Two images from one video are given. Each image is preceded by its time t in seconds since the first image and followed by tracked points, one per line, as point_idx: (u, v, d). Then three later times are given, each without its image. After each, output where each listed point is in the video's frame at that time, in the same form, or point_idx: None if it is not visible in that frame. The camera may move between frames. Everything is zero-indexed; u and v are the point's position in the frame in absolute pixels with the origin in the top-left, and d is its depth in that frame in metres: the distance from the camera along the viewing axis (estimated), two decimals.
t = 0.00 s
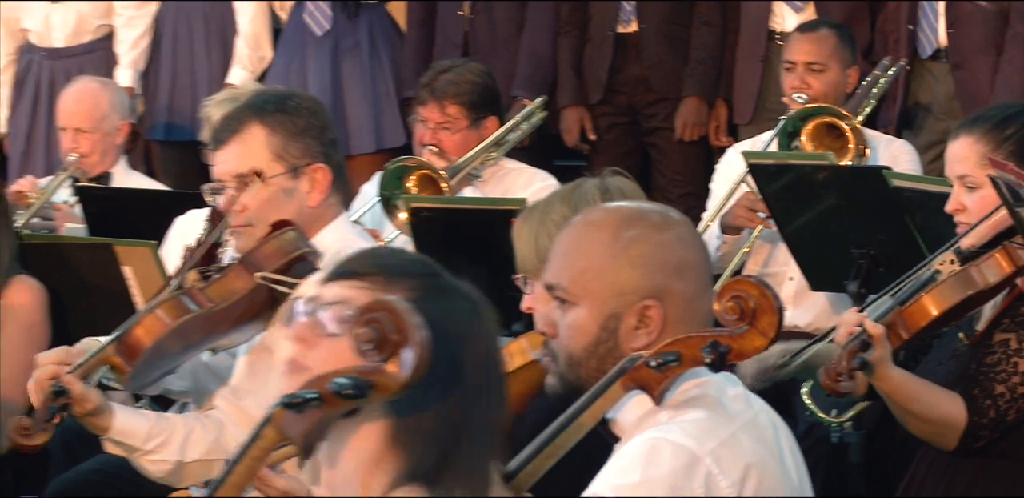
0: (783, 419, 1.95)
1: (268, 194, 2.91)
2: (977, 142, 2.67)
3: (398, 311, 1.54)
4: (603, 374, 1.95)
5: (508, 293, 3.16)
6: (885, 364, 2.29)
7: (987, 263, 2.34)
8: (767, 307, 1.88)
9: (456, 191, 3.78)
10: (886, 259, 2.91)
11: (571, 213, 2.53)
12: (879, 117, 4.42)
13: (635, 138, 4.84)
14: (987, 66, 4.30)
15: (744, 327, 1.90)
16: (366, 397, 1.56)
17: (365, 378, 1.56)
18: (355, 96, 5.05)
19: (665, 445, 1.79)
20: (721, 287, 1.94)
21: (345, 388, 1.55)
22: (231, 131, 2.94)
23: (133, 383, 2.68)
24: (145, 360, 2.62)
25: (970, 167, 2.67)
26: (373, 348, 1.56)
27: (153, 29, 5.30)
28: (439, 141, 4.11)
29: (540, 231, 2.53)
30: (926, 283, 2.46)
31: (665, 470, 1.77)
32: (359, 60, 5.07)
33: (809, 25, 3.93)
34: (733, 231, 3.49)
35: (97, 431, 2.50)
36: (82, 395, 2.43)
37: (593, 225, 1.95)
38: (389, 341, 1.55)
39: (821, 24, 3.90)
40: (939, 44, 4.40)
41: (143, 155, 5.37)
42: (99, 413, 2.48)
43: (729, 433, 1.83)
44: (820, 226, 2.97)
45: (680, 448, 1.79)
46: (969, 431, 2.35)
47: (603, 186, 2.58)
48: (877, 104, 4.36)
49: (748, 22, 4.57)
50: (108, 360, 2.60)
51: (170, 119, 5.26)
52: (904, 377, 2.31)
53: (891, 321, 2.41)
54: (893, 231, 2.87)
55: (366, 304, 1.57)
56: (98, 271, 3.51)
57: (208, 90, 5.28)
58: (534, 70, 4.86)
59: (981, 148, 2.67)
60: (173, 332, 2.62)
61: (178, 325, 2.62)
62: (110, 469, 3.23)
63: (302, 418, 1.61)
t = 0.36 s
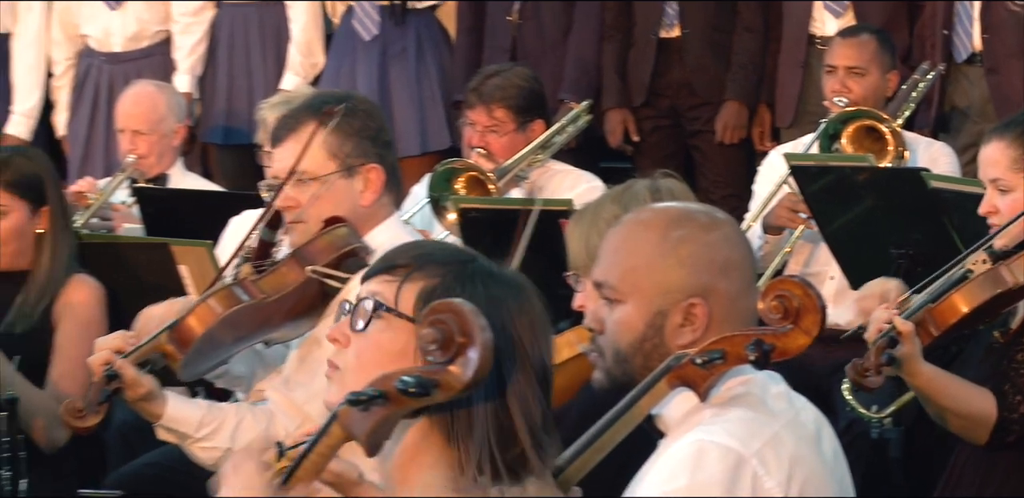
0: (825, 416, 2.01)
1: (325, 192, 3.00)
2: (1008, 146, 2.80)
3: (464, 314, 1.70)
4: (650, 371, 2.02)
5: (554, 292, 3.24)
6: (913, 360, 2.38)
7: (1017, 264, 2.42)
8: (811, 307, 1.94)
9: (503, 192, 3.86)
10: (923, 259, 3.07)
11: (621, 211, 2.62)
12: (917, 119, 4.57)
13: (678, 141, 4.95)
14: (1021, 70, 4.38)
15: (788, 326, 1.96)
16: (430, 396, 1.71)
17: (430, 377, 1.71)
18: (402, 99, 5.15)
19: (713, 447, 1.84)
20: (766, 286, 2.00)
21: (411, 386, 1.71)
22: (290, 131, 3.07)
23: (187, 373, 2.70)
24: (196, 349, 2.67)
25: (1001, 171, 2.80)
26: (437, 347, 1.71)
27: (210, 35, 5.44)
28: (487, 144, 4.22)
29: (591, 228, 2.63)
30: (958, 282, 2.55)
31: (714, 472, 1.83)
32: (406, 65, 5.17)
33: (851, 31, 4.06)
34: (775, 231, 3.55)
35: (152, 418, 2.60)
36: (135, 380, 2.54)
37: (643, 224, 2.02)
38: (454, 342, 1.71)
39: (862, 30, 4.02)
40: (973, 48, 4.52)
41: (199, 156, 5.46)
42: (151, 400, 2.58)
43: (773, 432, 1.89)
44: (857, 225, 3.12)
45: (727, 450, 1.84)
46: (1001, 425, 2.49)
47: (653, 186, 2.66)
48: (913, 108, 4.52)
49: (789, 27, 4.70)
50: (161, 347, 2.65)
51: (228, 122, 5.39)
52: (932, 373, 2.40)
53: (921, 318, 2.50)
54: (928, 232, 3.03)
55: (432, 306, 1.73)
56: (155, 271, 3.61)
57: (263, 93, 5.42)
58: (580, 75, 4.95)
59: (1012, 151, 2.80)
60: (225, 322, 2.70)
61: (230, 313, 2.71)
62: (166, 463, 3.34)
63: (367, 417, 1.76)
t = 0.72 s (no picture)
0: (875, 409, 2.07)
1: (386, 181, 3.08)
2: None
3: (525, 309, 1.76)
4: (696, 361, 2.09)
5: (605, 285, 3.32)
6: (955, 352, 2.56)
7: None
8: (857, 301, 2.10)
9: (554, 187, 3.94)
10: (966, 254, 3.15)
11: (672, 207, 2.71)
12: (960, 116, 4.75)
13: (726, 137, 5.11)
14: None
15: (835, 319, 2.10)
16: (491, 389, 1.77)
17: (491, 372, 1.76)
18: (458, 95, 5.29)
19: (766, 430, 1.92)
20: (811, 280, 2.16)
21: (472, 380, 1.76)
22: (361, 121, 3.17)
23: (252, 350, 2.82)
24: (257, 329, 2.78)
25: None
26: (498, 342, 1.77)
27: (268, 33, 5.60)
28: (538, 140, 4.30)
29: (642, 221, 2.71)
30: (1000, 277, 2.72)
31: (766, 453, 1.90)
32: (461, 64, 5.30)
33: (895, 30, 4.19)
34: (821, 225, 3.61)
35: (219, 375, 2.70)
36: (195, 347, 2.66)
37: (691, 219, 2.09)
38: (516, 337, 1.76)
39: (906, 29, 4.16)
40: (1014, 46, 4.67)
41: (258, 153, 5.57)
42: (218, 359, 2.68)
43: (825, 418, 1.96)
44: (902, 219, 3.20)
45: (780, 433, 1.92)
46: None
47: (704, 182, 2.74)
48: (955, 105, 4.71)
49: (834, 25, 4.87)
50: (221, 325, 2.76)
51: (286, 119, 5.50)
52: (975, 365, 2.58)
53: (963, 313, 2.70)
54: (969, 228, 3.10)
55: (495, 302, 1.78)
56: (215, 263, 3.72)
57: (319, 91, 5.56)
58: (631, 74, 5.10)
59: None
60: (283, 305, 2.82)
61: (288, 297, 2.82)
62: (226, 451, 3.59)
63: (430, 408, 1.82)
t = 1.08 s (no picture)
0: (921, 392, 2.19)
1: (442, 163, 3.16)
2: None
3: (577, 293, 1.84)
4: (741, 340, 2.22)
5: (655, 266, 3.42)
6: (999, 337, 2.69)
7: None
8: (900, 279, 2.20)
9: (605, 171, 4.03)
10: (1010, 237, 3.31)
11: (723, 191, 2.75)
12: (1004, 103, 4.78)
13: (776, 123, 5.24)
14: None
15: (880, 297, 2.21)
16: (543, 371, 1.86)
17: (544, 354, 1.85)
18: (509, 80, 5.56)
19: (811, 403, 2.06)
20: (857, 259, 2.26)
21: (525, 362, 1.84)
22: (421, 104, 3.25)
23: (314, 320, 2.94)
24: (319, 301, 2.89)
25: None
26: (550, 324, 1.86)
27: (324, 21, 5.85)
28: (591, 126, 4.37)
29: (694, 206, 2.76)
30: None
31: (810, 424, 2.04)
32: (513, 51, 5.60)
33: (940, 16, 4.25)
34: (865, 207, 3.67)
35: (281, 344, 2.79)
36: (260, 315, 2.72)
37: (737, 204, 2.17)
38: (567, 320, 1.85)
39: (950, 15, 4.23)
40: None
41: (315, 138, 5.83)
42: (282, 328, 2.77)
43: (869, 395, 2.09)
44: (943, 199, 3.31)
45: (825, 406, 2.06)
46: None
47: (754, 167, 2.79)
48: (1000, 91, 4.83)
49: (881, 13, 5.03)
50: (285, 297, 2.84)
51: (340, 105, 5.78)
52: (1016, 351, 2.72)
53: (1007, 299, 2.78)
54: (1012, 212, 3.27)
55: (546, 285, 1.86)
56: (274, 246, 3.82)
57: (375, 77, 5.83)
58: (682, 60, 5.36)
59: None
60: (346, 279, 2.90)
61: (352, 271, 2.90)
62: (284, 430, 3.66)
63: (483, 389, 1.90)
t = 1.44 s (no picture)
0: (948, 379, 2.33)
1: (488, 155, 3.25)
2: None
3: (616, 288, 1.89)
4: (776, 325, 2.34)
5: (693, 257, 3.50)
6: None
7: None
8: (933, 269, 2.24)
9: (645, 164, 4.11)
10: None
11: (751, 185, 2.96)
12: None
13: (813, 117, 5.61)
14: None
15: (913, 287, 2.26)
16: (583, 364, 1.93)
17: (584, 348, 1.92)
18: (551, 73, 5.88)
19: (836, 399, 2.17)
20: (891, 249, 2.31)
21: (565, 356, 1.91)
22: (467, 99, 3.32)
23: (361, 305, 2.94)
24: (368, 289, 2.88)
25: None
26: (590, 318, 1.91)
27: (374, 17, 6.28)
28: (631, 120, 4.48)
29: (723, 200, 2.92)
30: None
31: (834, 418, 2.15)
32: (554, 46, 5.90)
33: (972, 12, 4.44)
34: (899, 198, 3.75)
35: (331, 329, 2.86)
36: (314, 301, 2.75)
37: (783, 195, 2.33)
38: (606, 313, 1.91)
39: (982, 11, 4.41)
40: None
41: (364, 132, 6.27)
42: (332, 313, 2.81)
43: (893, 390, 2.20)
44: (975, 187, 3.37)
45: (849, 402, 2.16)
46: None
47: (782, 159, 2.98)
48: None
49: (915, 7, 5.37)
50: (336, 283, 2.83)
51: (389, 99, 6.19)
52: None
53: None
54: None
55: (585, 280, 1.92)
56: (321, 236, 3.93)
57: (421, 69, 6.26)
58: (721, 55, 5.65)
59: None
60: (395, 265, 2.90)
61: (402, 258, 2.90)
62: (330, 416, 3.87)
63: (524, 382, 1.97)
